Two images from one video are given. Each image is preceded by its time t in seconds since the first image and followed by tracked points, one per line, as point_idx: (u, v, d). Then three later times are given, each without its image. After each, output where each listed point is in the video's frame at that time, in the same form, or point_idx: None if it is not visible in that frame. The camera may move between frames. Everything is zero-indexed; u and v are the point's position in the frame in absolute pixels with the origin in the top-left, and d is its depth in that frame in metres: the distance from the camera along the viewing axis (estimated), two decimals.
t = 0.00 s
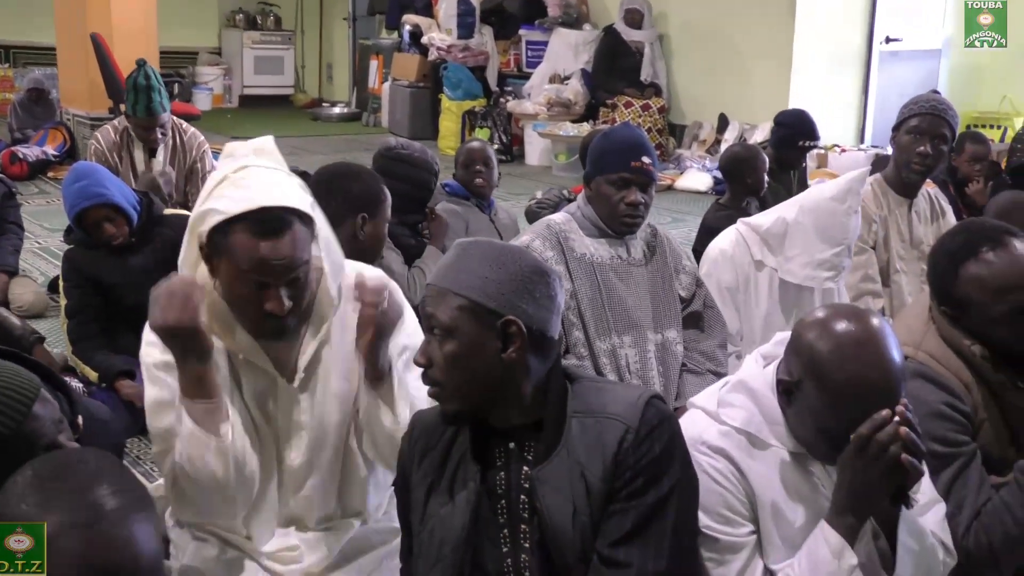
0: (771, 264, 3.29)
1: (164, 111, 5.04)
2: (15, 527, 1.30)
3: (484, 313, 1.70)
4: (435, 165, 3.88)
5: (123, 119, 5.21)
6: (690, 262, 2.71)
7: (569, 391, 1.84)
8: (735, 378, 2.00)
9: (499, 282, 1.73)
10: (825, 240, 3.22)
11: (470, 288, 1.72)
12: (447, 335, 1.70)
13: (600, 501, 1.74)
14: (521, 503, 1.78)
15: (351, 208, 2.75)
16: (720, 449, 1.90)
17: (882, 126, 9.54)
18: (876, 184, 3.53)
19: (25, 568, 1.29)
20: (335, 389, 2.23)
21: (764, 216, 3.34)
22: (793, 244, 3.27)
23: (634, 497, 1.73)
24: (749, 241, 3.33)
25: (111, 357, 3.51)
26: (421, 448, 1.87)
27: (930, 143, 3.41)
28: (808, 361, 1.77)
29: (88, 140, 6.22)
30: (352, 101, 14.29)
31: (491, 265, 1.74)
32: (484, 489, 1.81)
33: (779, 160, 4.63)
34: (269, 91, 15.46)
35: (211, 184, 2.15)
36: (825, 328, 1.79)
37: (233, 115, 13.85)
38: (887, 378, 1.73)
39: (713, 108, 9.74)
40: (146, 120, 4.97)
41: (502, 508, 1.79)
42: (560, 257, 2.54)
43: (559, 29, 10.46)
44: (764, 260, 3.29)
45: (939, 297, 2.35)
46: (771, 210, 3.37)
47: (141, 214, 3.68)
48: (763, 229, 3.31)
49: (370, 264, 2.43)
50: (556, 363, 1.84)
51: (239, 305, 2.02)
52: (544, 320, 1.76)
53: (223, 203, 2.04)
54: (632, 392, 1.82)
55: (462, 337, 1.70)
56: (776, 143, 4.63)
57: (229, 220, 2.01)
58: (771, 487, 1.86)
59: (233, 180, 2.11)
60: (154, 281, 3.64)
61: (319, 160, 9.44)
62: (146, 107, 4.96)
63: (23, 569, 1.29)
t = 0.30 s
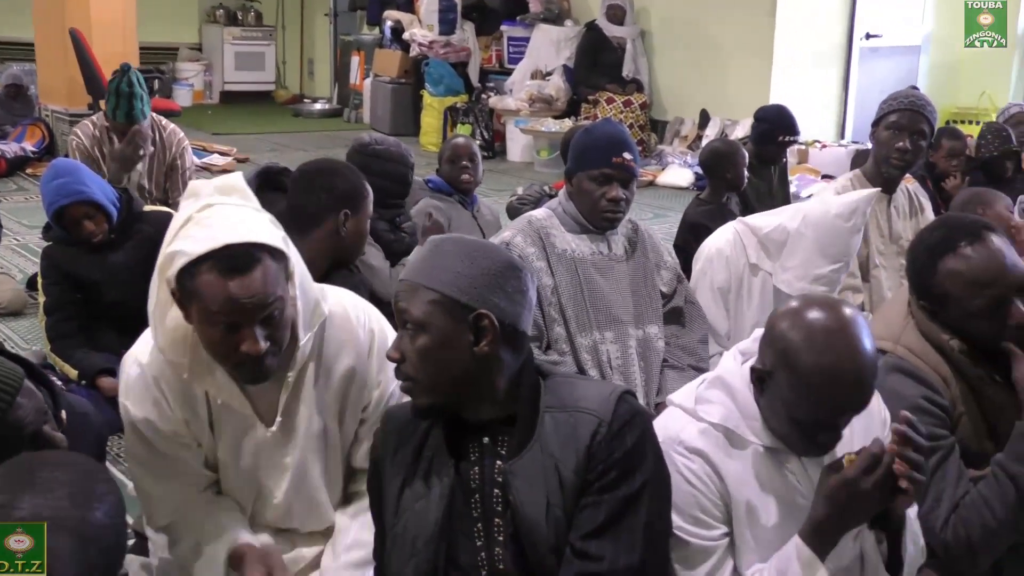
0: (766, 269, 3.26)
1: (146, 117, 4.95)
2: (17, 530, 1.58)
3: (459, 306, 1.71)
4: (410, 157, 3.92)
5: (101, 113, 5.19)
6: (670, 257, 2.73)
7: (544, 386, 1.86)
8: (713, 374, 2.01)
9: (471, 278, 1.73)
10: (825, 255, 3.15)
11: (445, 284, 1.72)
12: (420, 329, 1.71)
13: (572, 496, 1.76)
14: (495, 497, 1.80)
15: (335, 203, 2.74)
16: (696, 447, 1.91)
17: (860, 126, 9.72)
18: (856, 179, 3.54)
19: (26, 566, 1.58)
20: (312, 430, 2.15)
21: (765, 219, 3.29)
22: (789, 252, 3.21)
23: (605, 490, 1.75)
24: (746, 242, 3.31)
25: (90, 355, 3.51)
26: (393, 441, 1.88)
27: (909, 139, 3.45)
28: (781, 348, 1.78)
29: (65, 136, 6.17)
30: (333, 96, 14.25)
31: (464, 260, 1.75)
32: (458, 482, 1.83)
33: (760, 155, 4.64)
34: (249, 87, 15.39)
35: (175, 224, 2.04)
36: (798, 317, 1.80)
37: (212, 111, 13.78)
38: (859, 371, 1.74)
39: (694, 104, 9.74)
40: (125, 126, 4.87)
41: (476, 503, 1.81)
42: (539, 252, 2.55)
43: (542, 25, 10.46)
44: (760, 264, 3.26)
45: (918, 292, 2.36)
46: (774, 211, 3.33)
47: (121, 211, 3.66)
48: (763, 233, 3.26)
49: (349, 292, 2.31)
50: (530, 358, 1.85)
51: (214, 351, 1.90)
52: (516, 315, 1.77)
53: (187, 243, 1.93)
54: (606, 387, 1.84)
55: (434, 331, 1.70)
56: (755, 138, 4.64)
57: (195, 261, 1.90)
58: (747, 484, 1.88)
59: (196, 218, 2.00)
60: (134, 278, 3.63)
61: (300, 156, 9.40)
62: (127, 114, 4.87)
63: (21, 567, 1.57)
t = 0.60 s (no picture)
0: (746, 268, 3.27)
1: (121, 122, 4.97)
2: (19, 530, 1.61)
3: (454, 298, 1.72)
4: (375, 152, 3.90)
5: (74, 113, 5.13)
6: (645, 256, 2.74)
7: (530, 385, 1.86)
8: (687, 372, 2.02)
9: (475, 272, 1.75)
10: (806, 257, 3.16)
11: (442, 277, 1.73)
12: (414, 320, 1.71)
13: (560, 496, 1.77)
14: (480, 496, 1.81)
15: (310, 203, 2.73)
16: (674, 446, 1.94)
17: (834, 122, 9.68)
18: (828, 176, 3.54)
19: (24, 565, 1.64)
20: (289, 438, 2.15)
21: (746, 217, 3.29)
22: (769, 253, 3.22)
23: (594, 493, 1.77)
24: (726, 241, 3.30)
25: (64, 355, 3.50)
26: (375, 440, 1.87)
27: (880, 135, 3.47)
28: (744, 335, 1.81)
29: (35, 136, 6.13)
30: (309, 95, 14.24)
31: (463, 254, 1.76)
32: (442, 480, 1.84)
33: (734, 153, 4.65)
34: (225, 86, 15.34)
35: (140, 233, 2.02)
36: (763, 305, 1.82)
37: (188, 109, 13.72)
38: (821, 360, 1.75)
39: (668, 103, 9.79)
40: (102, 131, 4.89)
41: (460, 501, 1.82)
42: (517, 250, 2.54)
43: (518, 23, 10.48)
44: (740, 263, 3.27)
45: (890, 290, 2.37)
46: (755, 211, 3.32)
47: (94, 210, 3.64)
48: (745, 232, 3.26)
49: (324, 303, 2.29)
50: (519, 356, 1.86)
51: (188, 355, 1.89)
52: (512, 312, 1.78)
53: (157, 246, 1.91)
54: (594, 389, 1.86)
55: (430, 323, 1.71)
56: (731, 136, 4.65)
57: (164, 263, 1.88)
58: (722, 484, 1.91)
59: (163, 224, 1.99)
60: (107, 278, 3.62)
61: (276, 155, 9.37)
62: (103, 120, 4.88)
63: (22, 566, 1.63)
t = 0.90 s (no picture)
0: (709, 264, 3.31)
1: (91, 132, 4.92)
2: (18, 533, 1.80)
3: (413, 304, 1.72)
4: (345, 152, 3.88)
5: (41, 112, 5.08)
6: (615, 256, 2.75)
7: (496, 387, 1.88)
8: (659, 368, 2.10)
9: (438, 278, 1.75)
10: (764, 246, 3.24)
11: (405, 282, 1.73)
12: (379, 327, 1.71)
13: (528, 498, 1.79)
14: (447, 499, 1.81)
15: (282, 204, 2.74)
16: (646, 442, 2.01)
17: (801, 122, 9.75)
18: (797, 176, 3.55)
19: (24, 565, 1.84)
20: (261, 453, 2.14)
21: (705, 213, 3.34)
22: (730, 245, 3.29)
23: (562, 495, 1.79)
24: (688, 239, 3.35)
25: (30, 357, 3.47)
26: (341, 446, 1.86)
27: (846, 136, 3.50)
28: (711, 332, 1.87)
29: None
30: (279, 95, 14.20)
31: (425, 258, 1.76)
32: (409, 484, 1.83)
33: (704, 152, 4.67)
34: (194, 86, 15.25)
35: (115, 256, 2.01)
36: (732, 302, 1.88)
37: (156, 109, 13.62)
38: (774, 347, 1.83)
39: (637, 103, 9.82)
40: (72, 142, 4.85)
41: (427, 505, 1.82)
42: (486, 251, 2.54)
43: (489, 24, 10.48)
44: (702, 259, 3.32)
45: (858, 288, 2.39)
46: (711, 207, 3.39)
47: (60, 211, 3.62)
48: (705, 227, 3.31)
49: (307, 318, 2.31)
50: (485, 358, 1.87)
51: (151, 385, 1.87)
52: (475, 314, 1.79)
53: (128, 275, 1.90)
54: (560, 390, 1.88)
55: (396, 330, 1.71)
56: (700, 136, 4.67)
57: (131, 296, 1.86)
58: (691, 480, 1.99)
59: (139, 250, 1.97)
60: (74, 279, 3.60)
61: (246, 155, 9.32)
62: (73, 131, 4.83)
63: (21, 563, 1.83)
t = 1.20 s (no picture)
0: (668, 258, 3.45)
1: (61, 134, 4.89)
2: (18, 533, 2.20)
3: (371, 308, 1.73)
4: (318, 158, 3.88)
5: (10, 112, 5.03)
6: (586, 256, 2.77)
7: (460, 387, 1.89)
8: (635, 367, 2.13)
9: (391, 280, 1.76)
10: (721, 233, 3.29)
11: (362, 287, 1.74)
12: (338, 333, 1.72)
13: (494, 497, 1.80)
14: (414, 500, 1.82)
15: (253, 205, 2.74)
16: (622, 439, 2.03)
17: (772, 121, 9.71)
18: (767, 176, 3.56)
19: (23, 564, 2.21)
20: (235, 492, 2.06)
21: (662, 209, 3.47)
22: (687, 238, 3.41)
23: (527, 492, 1.81)
24: (647, 236, 3.48)
25: None
26: (304, 450, 1.86)
27: (818, 136, 3.50)
28: (689, 330, 1.92)
29: None
30: (250, 95, 14.16)
31: (379, 261, 1.77)
32: (375, 486, 1.84)
33: (675, 152, 4.69)
34: (165, 87, 15.18)
35: (91, 313, 1.91)
36: (704, 301, 1.93)
37: (127, 110, 13.54)
38: (739, 336, 1.89)
39: (609, 103, 9.87)
40: (41, 143, 4.81)
41: (393, 506, 1.83)
42: (457, 251, 2.54)
43: (460, 24, 10.50)
44: (662, 254, 3.45)
45: (827, 288, 2.41)
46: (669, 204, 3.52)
47: (29, 213, 3.60)
48: (662, 223, 3.44)
49: (292, 354, 2.22)
50: (446, 360, 1.89)
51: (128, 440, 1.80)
52: (434, 316, 1.81)
53: (101, 337, 1.81)
54: (522, 389, 1.90)
55: (354, 335, 1.72)
56: (670, 136, 4.69)
57: (105, 362, 1.78)
58: (665, 477, 2.02)
59: (116, 310, 1.87)
60: (43, 280, 3.59)
61: (217, 156, 9.28)
62: (42, 132, 4.80)
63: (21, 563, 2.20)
